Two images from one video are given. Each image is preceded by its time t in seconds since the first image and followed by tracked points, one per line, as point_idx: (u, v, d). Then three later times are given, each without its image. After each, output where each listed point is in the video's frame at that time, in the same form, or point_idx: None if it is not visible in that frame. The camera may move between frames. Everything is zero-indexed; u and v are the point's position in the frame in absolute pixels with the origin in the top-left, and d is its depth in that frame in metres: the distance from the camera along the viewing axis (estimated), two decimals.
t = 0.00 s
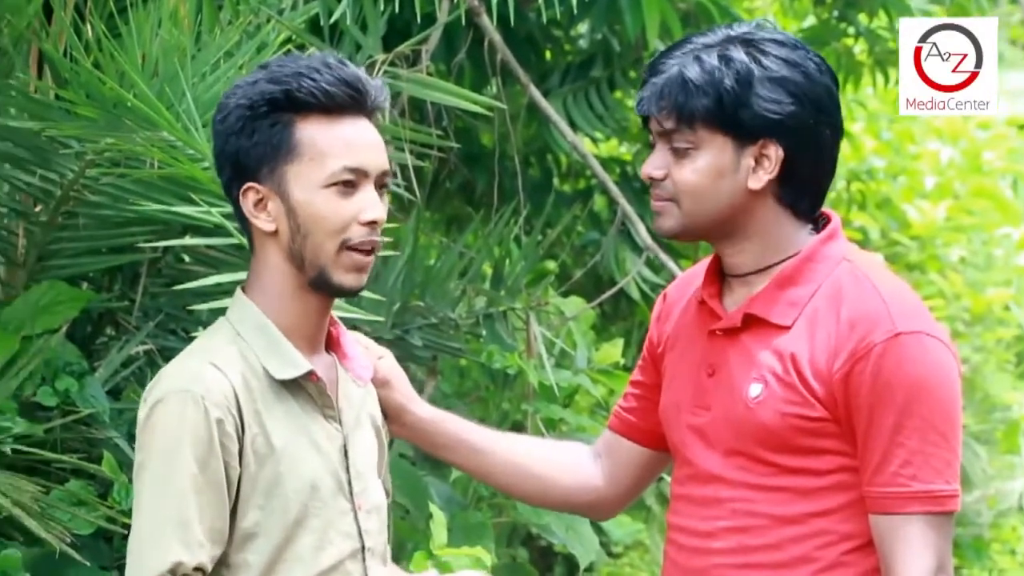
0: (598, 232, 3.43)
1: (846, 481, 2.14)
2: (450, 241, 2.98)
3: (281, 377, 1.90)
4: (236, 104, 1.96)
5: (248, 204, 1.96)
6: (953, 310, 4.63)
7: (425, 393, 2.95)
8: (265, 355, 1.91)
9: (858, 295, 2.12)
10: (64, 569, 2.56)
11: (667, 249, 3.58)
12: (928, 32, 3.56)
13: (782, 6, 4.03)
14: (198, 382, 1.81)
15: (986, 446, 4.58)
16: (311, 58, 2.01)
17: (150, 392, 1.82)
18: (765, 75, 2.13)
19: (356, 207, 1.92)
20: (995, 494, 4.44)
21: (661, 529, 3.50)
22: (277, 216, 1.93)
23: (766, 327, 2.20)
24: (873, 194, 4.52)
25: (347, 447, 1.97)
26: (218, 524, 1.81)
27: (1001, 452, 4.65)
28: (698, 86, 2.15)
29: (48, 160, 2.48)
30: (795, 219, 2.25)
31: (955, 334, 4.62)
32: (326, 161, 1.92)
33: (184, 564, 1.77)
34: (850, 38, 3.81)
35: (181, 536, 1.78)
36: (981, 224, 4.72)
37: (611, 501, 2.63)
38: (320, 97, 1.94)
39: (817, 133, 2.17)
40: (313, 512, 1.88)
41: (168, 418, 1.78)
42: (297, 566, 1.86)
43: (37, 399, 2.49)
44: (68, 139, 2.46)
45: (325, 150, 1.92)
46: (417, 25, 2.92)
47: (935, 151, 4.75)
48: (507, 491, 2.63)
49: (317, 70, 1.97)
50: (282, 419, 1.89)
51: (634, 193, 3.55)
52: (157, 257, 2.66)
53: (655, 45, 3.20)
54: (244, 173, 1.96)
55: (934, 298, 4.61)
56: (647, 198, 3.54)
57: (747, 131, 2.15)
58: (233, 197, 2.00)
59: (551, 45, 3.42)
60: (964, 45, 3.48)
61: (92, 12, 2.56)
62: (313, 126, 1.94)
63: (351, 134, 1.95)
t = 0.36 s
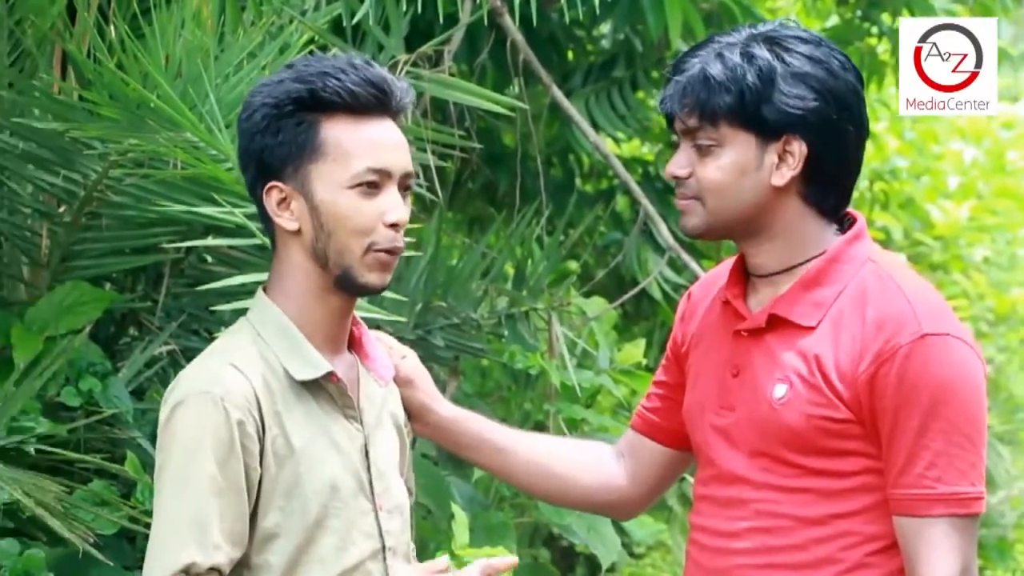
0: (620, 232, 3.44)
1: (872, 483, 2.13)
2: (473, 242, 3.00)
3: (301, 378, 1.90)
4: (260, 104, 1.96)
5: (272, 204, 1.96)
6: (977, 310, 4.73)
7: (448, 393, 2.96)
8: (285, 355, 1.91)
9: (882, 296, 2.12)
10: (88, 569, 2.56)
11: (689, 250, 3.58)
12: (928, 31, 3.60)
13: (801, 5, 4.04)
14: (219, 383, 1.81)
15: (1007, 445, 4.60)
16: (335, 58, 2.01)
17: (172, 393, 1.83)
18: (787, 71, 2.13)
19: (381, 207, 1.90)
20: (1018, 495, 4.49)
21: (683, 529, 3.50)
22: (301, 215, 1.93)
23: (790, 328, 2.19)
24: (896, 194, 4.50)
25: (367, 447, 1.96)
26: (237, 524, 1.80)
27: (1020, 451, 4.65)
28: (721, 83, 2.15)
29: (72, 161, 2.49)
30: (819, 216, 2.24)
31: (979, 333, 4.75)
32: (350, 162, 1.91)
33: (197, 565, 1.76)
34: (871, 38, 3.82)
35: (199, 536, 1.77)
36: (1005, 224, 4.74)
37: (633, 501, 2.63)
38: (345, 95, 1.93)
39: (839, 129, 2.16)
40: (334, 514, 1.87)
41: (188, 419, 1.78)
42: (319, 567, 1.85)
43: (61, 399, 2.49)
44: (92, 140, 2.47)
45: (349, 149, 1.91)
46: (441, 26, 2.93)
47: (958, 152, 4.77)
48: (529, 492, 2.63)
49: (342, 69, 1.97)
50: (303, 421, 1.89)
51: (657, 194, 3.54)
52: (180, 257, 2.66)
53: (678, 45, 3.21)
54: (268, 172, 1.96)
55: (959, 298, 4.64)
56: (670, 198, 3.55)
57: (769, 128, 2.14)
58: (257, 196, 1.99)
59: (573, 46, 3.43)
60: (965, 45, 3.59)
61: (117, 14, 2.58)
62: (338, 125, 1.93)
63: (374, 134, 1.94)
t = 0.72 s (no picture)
0: (631, 232, 3.43)
1: (880, 481, 2.13)
2: (483, 242, 3.00)
3: (317, 377, 1.90)
4: (276, 107, 1.94)
5: (294, 208, 1.95)
6: (988, 311, 4.71)
7: (459, 393, 2.96)
8: (300, 353, 1.90)
9: (893, 295, 2.12)
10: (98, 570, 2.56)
11: (701, 251, 3.58)
12: (927, 32, 3.55)
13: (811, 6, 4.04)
14: (236, 380, 1.81)
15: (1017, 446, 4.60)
16: (346, 57, 2.02)
17: (188, 391, 1.83)
18: (799, 68, 2.13)
19: (407, 202, 1.92)
20: None
21: (694, 530, 3.49)
22: (327, 216, 1.93)
23: (800, 325, 2.19)
24: (908, 195, 4.49)
25: (380, 447, 1.96)
26: (266, 520, 1.80)
27: None
28: (733, 81, 2.16)
29: (84, 161, 2.49)
30: (831, 214, 2.24)
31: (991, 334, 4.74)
32: (375, 159, 1.92)
33: (231, 561, 1.76)
34: (881, 38, 3.82)
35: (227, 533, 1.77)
36: (1016, 224, 4.76)
37: (644, 500, 2.63)
38: (363, 93, 1.94)
39: (851, 125, 2.15)
40: (348, 514, 1.87)
41: (206, 416, 1.78)
42: (331, 567, 1.85)
43: (72, 400, 2.49)
44: (103, 140, 2.47)
45: (375, 147, 1.93)
46: (451, 26, 2.94)
47: (969, 151, 4.83)
48: (540, 491, 2.63)
49: (354, 66, 1.98)
50: (317, 420, 1.89)
51: (668, 195, 3.53)
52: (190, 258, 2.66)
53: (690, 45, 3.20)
54: (287, 177, 1.95)
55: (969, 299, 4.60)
56: (680, 199, 3.54)
57: (782, 125, 2.14)
58: (271, 201, 1.97)
59: (584, 46, 3.44)
60: (964, 45, 3.50)
61: (128, 14, 2.59)
62: (358, 122, 1.94)
63: (388, 130, 1.95)
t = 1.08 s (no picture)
0: (616, 233, 3.44)
1: (862, 479, 2.14)
2: (468, 242, 3.01)
3: (304, 379, 1.89)
4: (272, 105, 1.93)
5: (284, 207, 1.94)
6: (973, 311, 4.70)
7: (443, 393, 2.96)
8: (285, 355, 1.90)
9: (877, 294, 2.12)
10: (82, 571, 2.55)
11: (686, 251, 3.59)
12: (927, 31, 3.62)
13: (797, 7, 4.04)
14: (223, 386, 1.80)
15: (1001, 446, 4.61)
16: (337, 57, 2.01)
17: (173, 395, 1.82)
18: (783, 68, 2.13)
19: (397, 206, 1.93)
20: (1011, 495, 4.47)
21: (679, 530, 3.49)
22: (316, 217, 1.92)
23: (783, 323, 2.20)
24: (893, 195, 4.53)
25: (366, 448, 1.96)
26: (245, 528, 1.80)
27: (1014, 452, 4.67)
28: (717, 83, 2.16)
29: (69, 161, 2.49)
30: (817, 213, 2.25)
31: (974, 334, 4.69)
32: (370, 163, 1.92)
33: (210, 568, 1.76)
34: (866, 39, 3.83)
35: (211, 539, 1.76)
36: (1001, 225, 4.75)
37: (626, 494, 2.63)
38: (360, 96, 1.93)
39: (836, 124, 2.16)
40: (336, 515, 1.87)
41: (192, 420, 1.77)
42: (319, 568, 1.85)
43: (57, 400, 2.48)
44: (89, 140, 2.46)
45: (371, 149, 1.93)
46: (438, 26, 2.94)
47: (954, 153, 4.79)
48: (522, 488, 2.63)
49: (347, 68, 1.97)
50: (304, 423, 1.88)
51: (653, 195, 3.54)
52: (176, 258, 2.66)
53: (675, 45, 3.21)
54: (279, 176, 1.93)
55: (954, 299, 4.65)
56: (665, 199, 3.55)
57: (767, 125, 2.15)
58: (259, 198, 1.96)
59: (570, 46, 3.44)
60: (964, 45, 3.58)
61: (113, 14, 2.59)
62: (352, 124, 1.94)
63: (379, 132, 1.95)
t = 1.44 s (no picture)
0: (598, 231, 3.44)
1: (843, 481, 2.14)
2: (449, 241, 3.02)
3: (280, 377, 1.88)
4: (252, 104, 1.93)
5: (266, 205, 1.94)
6: (953, 310, 4.71)
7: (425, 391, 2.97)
8: (262, 353, 1.89)
9: (859, 295, 2.13)
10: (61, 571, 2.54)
11: (667, 250, 3.60)
12: (927, 33, 3.59)
13: (779, 7, 4.06)
14: (198, 381, 1.80)
15: (982, 444, 4.63)
16: (317, 54, 2.01)
17: (150, 394, 1.82)
18: (760, 68, 2.13)
19: (379, 203, 1.92)
20: (991, 493, 4.50)
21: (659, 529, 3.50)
22: (299, 214, 1.92)
23: (766, 324, 2.20)
24: (873, 194, 4.56)
25: (345, 446, 1.96)
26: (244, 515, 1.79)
27: (995, 450, 4.69)
28: (695, 86, 2.16)
29: (49, 159, 2.46)
30: (799, 212, 2.25)
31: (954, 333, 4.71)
32: (351, 159, 1.92)
33: (197, 564, 1.77)
34: (847, 39, 3.84)
35: (195, 534, 1.77)
36: (980, 224, 4.79)
37: (607, 491, 2.63)
38: (340, 93, 1.93)
39: (815, 122, 2.16)
40: (316, 512, 1.86)
41: (169, 419, 1.77)
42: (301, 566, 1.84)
43: (36, 399, 2.48)
44: (69, 138, 2.43)
45: (353, 147, 1.93)
46: (419, 25, 2.94)
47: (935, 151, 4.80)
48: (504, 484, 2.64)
49: (328, 64, 1.97)
50: (283, 421, 1.88)
51: (635, 194, 3.55)
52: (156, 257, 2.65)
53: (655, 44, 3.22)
54: (261, 174, 1.93)
55: (934, 298, 4.67)
56: (646, 198, 3.56)
57: (747, 126, 2.15)
58: (242, 197, 1.95)
59: (552, 45, 3.44)
60: (964, 45, 3.51)
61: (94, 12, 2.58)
62: (334, 123, 1.93)
63: (364, 132, 1.95)
